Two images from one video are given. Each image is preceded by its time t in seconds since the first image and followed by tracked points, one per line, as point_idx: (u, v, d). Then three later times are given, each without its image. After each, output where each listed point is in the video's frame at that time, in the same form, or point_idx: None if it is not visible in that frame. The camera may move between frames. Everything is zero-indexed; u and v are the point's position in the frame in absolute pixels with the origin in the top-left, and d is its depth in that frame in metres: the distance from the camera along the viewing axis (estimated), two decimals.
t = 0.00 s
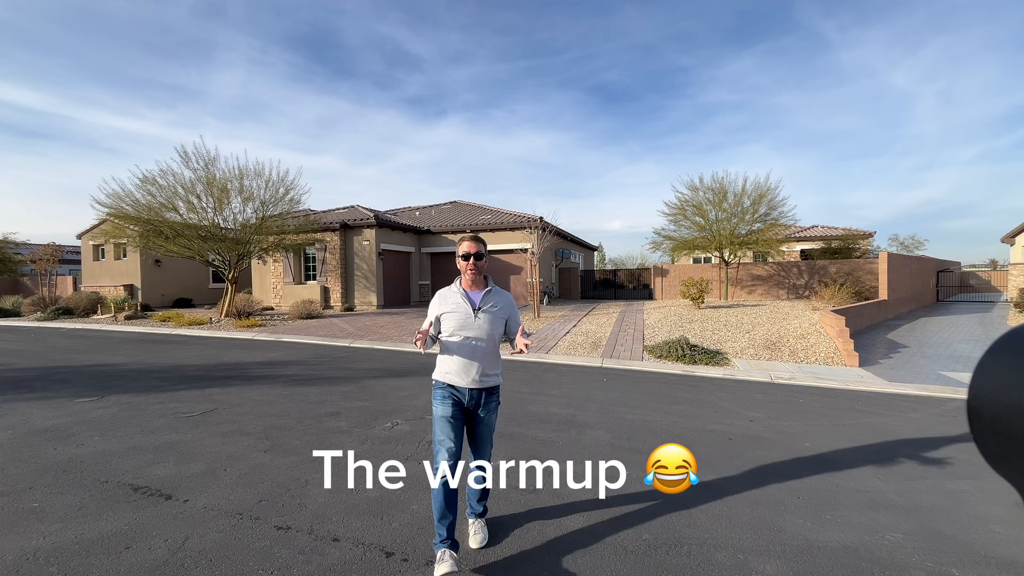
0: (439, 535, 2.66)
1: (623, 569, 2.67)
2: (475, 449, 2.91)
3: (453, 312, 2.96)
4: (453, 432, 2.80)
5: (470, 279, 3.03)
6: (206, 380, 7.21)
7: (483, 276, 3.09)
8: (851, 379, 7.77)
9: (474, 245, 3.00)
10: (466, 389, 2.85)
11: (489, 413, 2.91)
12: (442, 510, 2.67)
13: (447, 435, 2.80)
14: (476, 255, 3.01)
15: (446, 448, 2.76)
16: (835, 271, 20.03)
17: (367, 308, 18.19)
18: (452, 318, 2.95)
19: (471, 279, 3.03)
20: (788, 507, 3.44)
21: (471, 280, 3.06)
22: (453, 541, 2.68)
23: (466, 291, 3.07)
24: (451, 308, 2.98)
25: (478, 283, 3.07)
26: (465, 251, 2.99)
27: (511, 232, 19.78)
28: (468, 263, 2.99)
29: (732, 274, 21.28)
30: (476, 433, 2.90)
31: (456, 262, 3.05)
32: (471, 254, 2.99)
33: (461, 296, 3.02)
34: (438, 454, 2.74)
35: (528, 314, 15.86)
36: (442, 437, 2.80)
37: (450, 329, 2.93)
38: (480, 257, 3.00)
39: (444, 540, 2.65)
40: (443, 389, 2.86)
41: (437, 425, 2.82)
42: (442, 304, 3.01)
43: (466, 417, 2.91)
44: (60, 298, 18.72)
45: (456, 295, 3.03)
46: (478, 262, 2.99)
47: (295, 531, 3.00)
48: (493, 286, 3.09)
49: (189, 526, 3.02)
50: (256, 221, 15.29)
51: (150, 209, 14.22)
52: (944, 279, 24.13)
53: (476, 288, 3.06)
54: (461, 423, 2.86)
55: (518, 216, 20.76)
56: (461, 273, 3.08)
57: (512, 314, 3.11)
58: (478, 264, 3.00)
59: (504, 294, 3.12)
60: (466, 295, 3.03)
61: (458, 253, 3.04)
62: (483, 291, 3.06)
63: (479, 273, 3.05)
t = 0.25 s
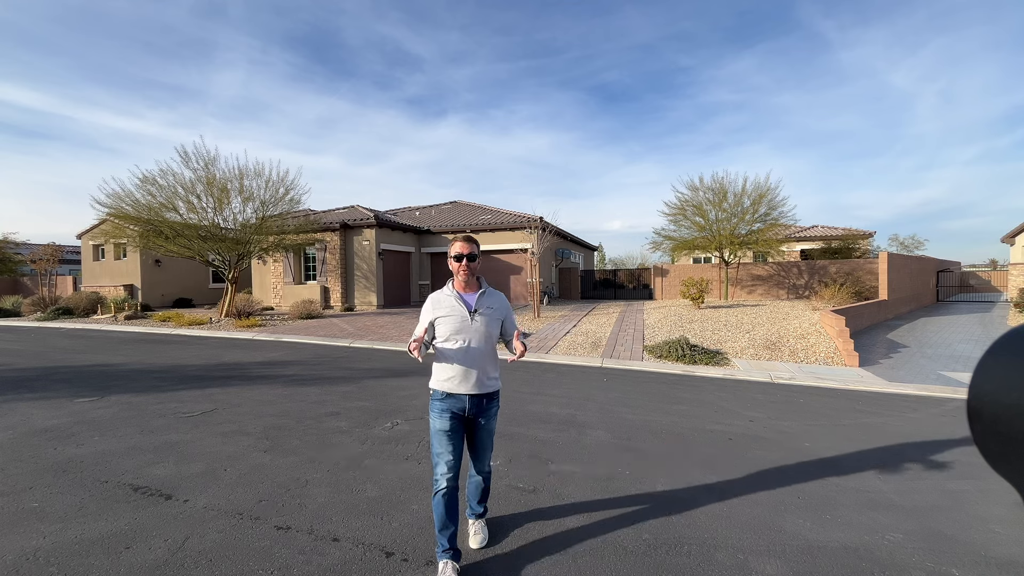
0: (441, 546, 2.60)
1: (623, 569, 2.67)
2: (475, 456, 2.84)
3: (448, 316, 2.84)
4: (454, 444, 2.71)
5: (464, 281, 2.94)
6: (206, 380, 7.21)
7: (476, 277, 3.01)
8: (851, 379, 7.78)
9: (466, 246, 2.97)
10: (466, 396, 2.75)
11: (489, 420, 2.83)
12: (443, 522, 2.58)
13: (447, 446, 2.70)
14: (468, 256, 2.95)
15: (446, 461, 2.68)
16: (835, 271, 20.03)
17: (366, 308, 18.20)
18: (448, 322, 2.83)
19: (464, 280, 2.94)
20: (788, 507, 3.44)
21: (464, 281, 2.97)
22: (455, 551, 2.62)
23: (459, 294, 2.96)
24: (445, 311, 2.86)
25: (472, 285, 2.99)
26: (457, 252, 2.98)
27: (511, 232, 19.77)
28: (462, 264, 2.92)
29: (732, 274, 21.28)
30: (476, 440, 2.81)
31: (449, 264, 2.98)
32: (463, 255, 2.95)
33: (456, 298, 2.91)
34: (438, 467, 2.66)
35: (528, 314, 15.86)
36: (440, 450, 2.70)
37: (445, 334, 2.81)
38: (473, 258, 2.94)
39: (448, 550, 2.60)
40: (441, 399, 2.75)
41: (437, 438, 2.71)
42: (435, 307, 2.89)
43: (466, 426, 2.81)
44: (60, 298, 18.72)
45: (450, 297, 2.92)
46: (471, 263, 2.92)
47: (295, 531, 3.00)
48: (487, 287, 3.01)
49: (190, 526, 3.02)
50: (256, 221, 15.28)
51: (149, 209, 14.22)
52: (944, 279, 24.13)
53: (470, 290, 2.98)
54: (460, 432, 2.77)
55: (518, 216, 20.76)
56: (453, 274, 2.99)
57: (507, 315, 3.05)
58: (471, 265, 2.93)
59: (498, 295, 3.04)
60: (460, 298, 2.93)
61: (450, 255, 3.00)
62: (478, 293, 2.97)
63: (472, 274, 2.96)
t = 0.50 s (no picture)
0: (441, 554, 2.54)
1: (623, 569, 2.67)
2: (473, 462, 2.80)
3: (440, 319, 2.74)
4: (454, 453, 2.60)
5: (453, 281, 2.83)
6: (206, 380, 7.21)
7: (467, 276, 2.89)
8: (851, 379, 7.78)
9: (451, 245, 2.81)
10: (462, 401, 2.69)
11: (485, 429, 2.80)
12: (442, 531, 2.49)
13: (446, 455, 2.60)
14: (455, 255, 2.80)
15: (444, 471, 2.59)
16: (835, 271, 20.02)
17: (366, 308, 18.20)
18: (440, 325, 2.73)
19: (453, 280, 2.83)
20: (788, 507, 3.44)
21: (454, 282, 2.85)
22: (455, 559, 2.55)
23: (451, 294, 2.85)
24: (437, 314, 2.76)
25: (463, 285, 2.88)
26: (443, 251, 2.80)
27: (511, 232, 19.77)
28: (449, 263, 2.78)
29: (732, 274, 21.28)
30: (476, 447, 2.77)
31: (437, 264, 2.84)
32: (449, 255, 2.80)
33: (447, 299, 2.80)
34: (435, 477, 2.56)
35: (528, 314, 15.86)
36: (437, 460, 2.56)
37: (438, 337, 2.72)
38: (460, 257, 2.80)
39: (448, 558, 2.53)
40: (437, 406, 2.70)
41: (436, 448, 2.57)
42: (425, 311, 2.78)
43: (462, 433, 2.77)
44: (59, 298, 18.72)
45: (441, 299, 2.81)
46: (458, 262, 2.79)
47: (296, 531, 3.00)
48: (479, 286, 2.90)
49: (190, 526, 3.02)
50: (256, 221, 15.28)
51: (149, 209, 14.22)
52: (944, 279, 24.13)
53: (461, 290, 2.86)
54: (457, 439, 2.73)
55: (518, 216, 20.75)
56: (442, 275, 2.87)
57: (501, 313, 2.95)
58: (459, 264, 2.80)
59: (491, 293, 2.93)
60: (452, 299, 2.82)
61: (437, 256, 2.85)
62: (470, 292, 2.86)
63: (462, 274, 2.84)
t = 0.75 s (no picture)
0: (440, 557, 2.54)
1: (624, 569, 2.67)
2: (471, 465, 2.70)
3: (432, 320, 2.64)
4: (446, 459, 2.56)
5: (445, 281, 2.74)
6: (206, 380, 7.21)
7: (458, 276, 2.81)
8: (851, 379, 7.78)
9: (446, 244, 2.69)
10: (457, 406, 2.57)
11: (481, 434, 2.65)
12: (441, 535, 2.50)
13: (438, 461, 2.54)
14: (449, 254, 2.71)
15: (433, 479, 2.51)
16: (835, 271, 20.02)
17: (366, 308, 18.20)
18: (432, 326, 2.63)
19: (446, 280, 2.74)
20: (788, 506, 3.44)
21: (446, 281, 2.76)
22: (455, 560, 2.55)
23: (442, 295, 2.76)
24: (428, 315, 2.66)
25: (454, 285, 2.79)
26: (437, 251, 2.69)
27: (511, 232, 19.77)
28: (442, 263, 2.69)
29: (732, 274, 21.29)
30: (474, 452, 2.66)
31: (428, 263, 2.74)
32: (444, 254, 2.70)
33: (438, 299, 2.71)
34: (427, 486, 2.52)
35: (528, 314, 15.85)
36: (427, 466, 2.51)
37: (431, 338, 2.61)
38: (455, 256, 2.71)
39: (448, 559, 2.53)
40: (430, 413, 2.56)
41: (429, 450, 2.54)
42: (417, 311, 2.68)
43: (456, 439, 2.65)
44: (60, 298, 18.73)
45: (432, 299, 2.71)
46: (453, 261, 2.69)
47: (295, 531, 3.00)
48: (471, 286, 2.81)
49: (190, 525, 3.02)
50: (256, 221, 15.28)
51: (149, 209, 14.22)
52: (944, 279, 24.13)
53: (453, 290, 2.77)
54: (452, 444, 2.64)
55: (518, 216, 20.76)
56: (433, 275, 2.77)
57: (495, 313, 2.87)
58: (453, 263, 2.70)
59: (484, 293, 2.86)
60: (444, 299, 2.72)
61: (429, 254, 2.73)
62: (461, 292, 2.78)
63: (455, 274, 2.75)
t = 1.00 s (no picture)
0: (440, 558, 2.54)
1: (623, 569, 2.67)
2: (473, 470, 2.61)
3: (423, 322, 2.60)
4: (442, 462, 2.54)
5: (437, 282, 2.69)
6: (206, 380, 7.21)
7: (451, 276, 2.75)
8: (851, 379, 7.77)
9: (439, 243, 2.66)
10: (449, 410, 2.53)
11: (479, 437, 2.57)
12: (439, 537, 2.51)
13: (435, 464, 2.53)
14: (442, 254, 2.67)
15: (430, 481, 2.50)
16: (836, 271, 20.02)
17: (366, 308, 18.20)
18: (423, 329, 2.59)
19: (439, 280, 2.68)
20: (788, 506, 3.44)
21: (439, 281, 2.71)
22: (455, 560, 2.55)
23: (435, 296, 2.70)
24: (420, 317, 2.62)
25: (448, 285, 2.72)
26: (429, 250, 2.65)
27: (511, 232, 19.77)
28: (434, 263, 2.65)
29: (732, 274, 21.28)
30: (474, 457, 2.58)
31: (421, 264, 2.70)
32: (436, 254, 2.66)
33: (430, 301, 2.66)
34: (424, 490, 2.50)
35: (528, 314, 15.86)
36: (426, 466, 2.50)
37: (422, 341, 2.58)
38: (447, 256, 2.67)
39: (448, 560, 2.53)
40: (422, 418, 2.55)
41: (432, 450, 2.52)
42: (408, 314, 2.65)
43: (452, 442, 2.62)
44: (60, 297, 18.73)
45: (424, 300, 2.66)
46: (446, 261, 2.66)
47: (295, 531, 3.00)
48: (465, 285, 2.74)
49: (190, 526, 3.02)
50: (256, 221, 15.28)
51: (150, 209, 14.22)
52: (944, 279, 24.14)
53: (446, 290, 2.71)
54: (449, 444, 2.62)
55: (518, 216, 20.76)
56: (426, 275, 2.72)
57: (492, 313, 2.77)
58: (447, 263, 2.66)
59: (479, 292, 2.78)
60: (436, 300, 2.67)
61: (422, 254, 2.69)
62: (454, 292, 2.71)
63: (447, 273, 2.70)
